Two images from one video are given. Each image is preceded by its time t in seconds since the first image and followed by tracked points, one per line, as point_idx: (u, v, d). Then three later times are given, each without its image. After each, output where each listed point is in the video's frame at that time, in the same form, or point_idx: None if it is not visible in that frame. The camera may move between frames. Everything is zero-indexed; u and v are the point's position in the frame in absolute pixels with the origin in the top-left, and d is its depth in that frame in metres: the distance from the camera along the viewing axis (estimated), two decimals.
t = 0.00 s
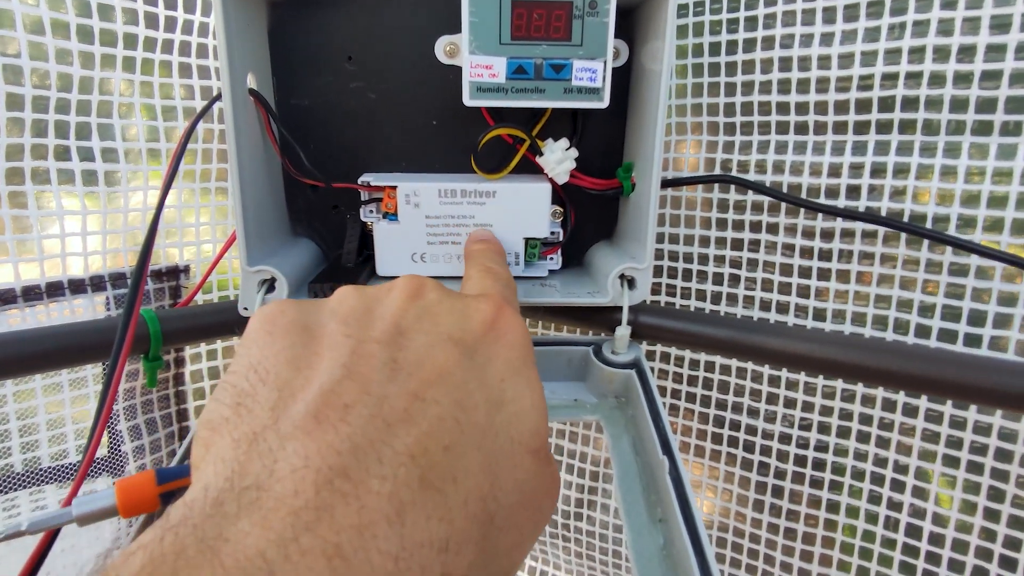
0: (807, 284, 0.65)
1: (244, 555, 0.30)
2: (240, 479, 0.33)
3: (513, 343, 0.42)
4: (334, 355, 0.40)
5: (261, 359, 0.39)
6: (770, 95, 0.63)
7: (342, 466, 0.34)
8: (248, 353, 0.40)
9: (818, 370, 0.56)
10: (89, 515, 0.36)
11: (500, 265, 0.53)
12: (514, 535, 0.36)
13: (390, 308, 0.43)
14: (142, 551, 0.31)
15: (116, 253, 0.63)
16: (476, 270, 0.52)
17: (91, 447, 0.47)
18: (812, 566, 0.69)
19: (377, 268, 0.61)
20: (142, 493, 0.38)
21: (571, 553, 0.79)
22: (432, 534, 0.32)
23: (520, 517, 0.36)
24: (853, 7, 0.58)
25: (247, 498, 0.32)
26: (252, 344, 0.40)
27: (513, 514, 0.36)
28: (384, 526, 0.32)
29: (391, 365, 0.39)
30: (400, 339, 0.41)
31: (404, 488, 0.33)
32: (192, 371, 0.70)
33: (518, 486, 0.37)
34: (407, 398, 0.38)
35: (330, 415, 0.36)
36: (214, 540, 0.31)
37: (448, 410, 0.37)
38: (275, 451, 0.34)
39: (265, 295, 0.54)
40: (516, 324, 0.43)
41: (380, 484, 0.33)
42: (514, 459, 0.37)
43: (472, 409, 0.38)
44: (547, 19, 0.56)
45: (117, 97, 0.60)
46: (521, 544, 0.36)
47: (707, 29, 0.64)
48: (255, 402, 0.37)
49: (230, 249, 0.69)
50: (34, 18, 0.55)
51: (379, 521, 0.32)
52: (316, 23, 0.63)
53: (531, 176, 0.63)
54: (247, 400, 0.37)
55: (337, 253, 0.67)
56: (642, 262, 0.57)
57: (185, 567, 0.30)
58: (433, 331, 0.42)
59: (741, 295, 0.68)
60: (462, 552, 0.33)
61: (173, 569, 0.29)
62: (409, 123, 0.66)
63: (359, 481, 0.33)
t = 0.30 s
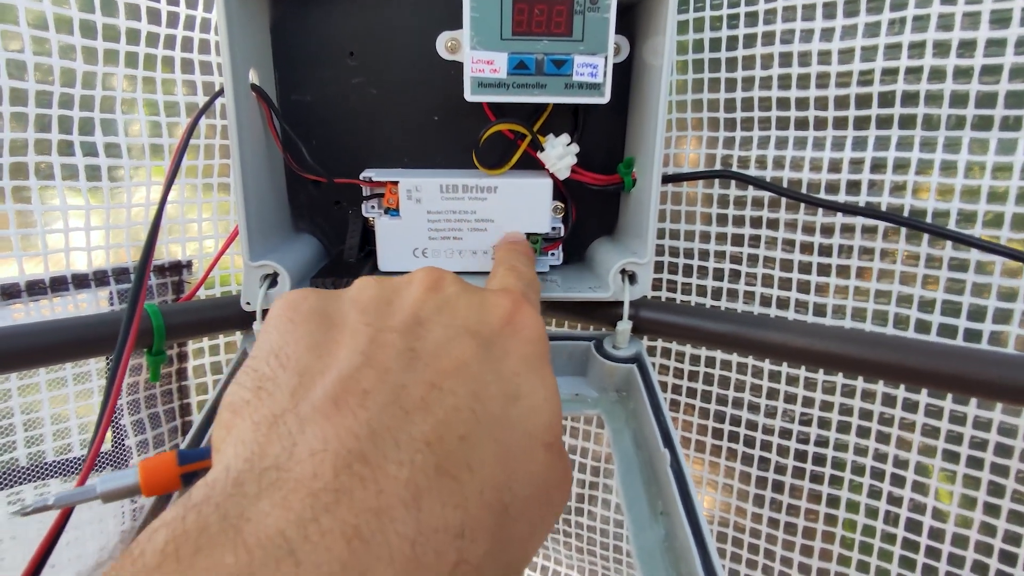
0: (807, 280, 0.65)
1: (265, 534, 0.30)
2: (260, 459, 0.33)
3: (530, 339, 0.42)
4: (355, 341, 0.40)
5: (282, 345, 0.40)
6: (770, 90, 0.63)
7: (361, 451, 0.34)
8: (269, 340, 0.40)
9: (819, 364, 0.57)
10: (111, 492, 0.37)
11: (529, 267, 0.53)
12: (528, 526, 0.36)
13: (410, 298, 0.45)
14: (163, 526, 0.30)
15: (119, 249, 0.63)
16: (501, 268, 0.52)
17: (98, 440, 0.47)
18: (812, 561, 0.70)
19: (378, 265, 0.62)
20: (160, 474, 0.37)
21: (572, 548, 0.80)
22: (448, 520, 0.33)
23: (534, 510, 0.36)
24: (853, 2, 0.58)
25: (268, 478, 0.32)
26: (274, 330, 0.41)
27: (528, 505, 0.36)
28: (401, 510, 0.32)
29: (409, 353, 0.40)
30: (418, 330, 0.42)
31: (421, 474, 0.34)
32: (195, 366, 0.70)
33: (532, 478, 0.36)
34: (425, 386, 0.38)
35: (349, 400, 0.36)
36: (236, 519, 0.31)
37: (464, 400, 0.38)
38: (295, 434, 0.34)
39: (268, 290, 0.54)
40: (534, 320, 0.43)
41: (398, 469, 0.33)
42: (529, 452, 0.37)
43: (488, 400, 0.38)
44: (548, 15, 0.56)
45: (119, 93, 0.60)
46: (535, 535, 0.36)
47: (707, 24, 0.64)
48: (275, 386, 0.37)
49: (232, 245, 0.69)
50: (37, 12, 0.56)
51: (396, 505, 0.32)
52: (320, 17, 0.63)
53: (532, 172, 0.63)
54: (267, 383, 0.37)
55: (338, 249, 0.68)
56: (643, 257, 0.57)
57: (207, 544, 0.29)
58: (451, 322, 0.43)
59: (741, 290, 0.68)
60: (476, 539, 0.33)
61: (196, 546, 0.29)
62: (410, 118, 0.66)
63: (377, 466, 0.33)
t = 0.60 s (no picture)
0: (806, 275, 0.65)
1: (291, 503, 0.32)
2: (286, 432, 0.35)
3: (555, 327, 0.42)
4: (379, 322, 0.41)
5: (309, 324, 0.41)
6: (770, 83, 0.63)
7: (385, 425, 0.35)
8: (297, 318, 0.42)
9: (819, 358, 0.56)
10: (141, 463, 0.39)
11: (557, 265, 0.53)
12: (548, 507, 0.37)
13: (438, 281, 0.44)
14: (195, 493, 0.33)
15: (118, 243, 0.63)
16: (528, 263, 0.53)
17: (99, 436, 0.47)
18: (811, 558, 0.69)
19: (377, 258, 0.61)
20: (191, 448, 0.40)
21: (571, 545, 0.80)
22: (470, 498, 0.35)
23: (554, 492, 0.38)
24: None
25: (293, 452, 0.34)
26: (302, 308, 0.42)
27: (548, 487, 0.37)
28: (424, 485, 0.34)
29: (434, 335, 0.40)
30: (443, 312, 0.42)
31: (444, 451, 0.35)
32: (194, 361, 0.70)
33: (552, 463, 0.38)
34: (450, 366, 0.39)
35: (375, 376, 0.38)
36: (263, 489, 0.32)
37: (488, 382, 0.38)
38: (320, 407, 0.36)
39: (267, 283, 0.54)
40: (560, 307, 0.43)
41: (421, 446, 0.35)
42: (551, 439, 0.38)
43: (510, 383, 0.39)
44: (548, 7, 0.56)
45: (118, 85, 0.60)
46: (555, 518, 0.38)
47: (708, 17, 0.64)
48: (302, 361, 0.39)
49: (232, 239, 0.69)
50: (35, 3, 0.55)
51: (419, 480, 0.34)
52: (321, 9, 0.62)
53: (532, 166, 0.63)
54: (295, 359, 0.39)
55: (337, 244, 0.67)
56: (644, 251, 0.56)
57: (235, 511, 0.32)
58: (477, 305, 0.43)
59: (741, 286, 0.68)
60: (498, 518, 0.35)
61: (224, 513, 0.31)
62: (410, 113, 0.66)
63: (400, 442, 0.35)
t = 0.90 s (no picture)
0: (803, 275, 0.65)
1: (317, 469, 0.35)
2: (312, 404, 0.38)
3: (569, 307, 0.44)
4: (399, 303, 0.44)
5: (330, 305, 0.44)
6: (768, 82, 0.63)
7: (406, 398, 0.38)
8: (319, 299, 0.45)
9: (818, 357, 0.56)
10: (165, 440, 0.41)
11: (568, 252, 0.56)
12: (564, 481, 0.39)
13: (455, 267, 0.47)
14: (224, 459, 0.35)
15: (116, 242, 0.63)
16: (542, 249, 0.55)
17: (98, 436, 0.47)
18: (808, 559, 0.69)
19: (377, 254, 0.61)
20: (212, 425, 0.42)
21: (570, 545, 0.80)
22: (488, 469, 0.37)
23: (570, 470, 0.39)
24: None
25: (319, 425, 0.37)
26: (323, 291, 0.45)
27: (564, 463, 0.39)
28: (445, 454, 0.36)
29: (452, 316, 0.43)
30: (460, 295, 0.45)
31: (464, 424, 0.38)
32: (193, 360, 0.70)
33: (569, 440, 0.39)
34: (468, 345, 0.42)
35: (395, 353, 0.41)
36: (290, 455, 0.35)
37: (504, 359, 0.41)
38: (343, 380, 0.39)
39: (265, 282, 0.54)
40: (573, 290, 0.45)
41: (442, 419, 0.38)
42: (568, 416, 0.40)
43: (527, 362, 0.41)
44: (547, 7, 0.56)
45: (116, 84, 0.60)
46: (572, 494, 0.40)
47: (706, 16, 0.64)
48: (325, 339, 0.42)
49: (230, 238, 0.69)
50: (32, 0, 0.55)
51: (440, 449, 0.36)
52: (321, 8, 0.62)
53: (531, 164, 0.63)
54: (317, 337, 0.42)
55: (337, 243, 0.67)
56: (643, 250, 0.57)
57: (264, 475, 0.34)
58: (493, 289, 0.45)
59: (738, 286, 0.68)
60: (515, 488, 0.37)
61: (253, 477, 0.34)
62: (409, 112, 0.66)
63: (421, 413, 0.38)
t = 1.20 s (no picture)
0: (801, 275, 0.65)
1: (317, 446, 0.35)
2: (311, 381, 0.38)
3: (573, 284, 0.44)
4: (400, 282, 0.44)
5: (330, 284, 0.44)
6: (767, 79, 0.63)
7: (406, 376, 0.38)
8: (319, 279, 0.44)
9: (820, 354, 0.56)
10: (173, 422, 0.41)
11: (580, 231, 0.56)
12: (564, 462, 0.40)
13: (456, 244, 0.46)
14: (222, 439, 0.35)
15: (119, 239, 0.63)
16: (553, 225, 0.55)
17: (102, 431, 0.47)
18: (807, 560, 0.69)
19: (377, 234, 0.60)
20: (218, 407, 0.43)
21: (571, 542, 0.80)
22: (489, 447, 0.37)
23: (571, 448, 0.40)
24: None
25: (318, 400, 0.37)
26: (324, 271, 0.45)
27: (566, 441, 0.40)
28: (445, 432, 0.37)
29: (454, 293, 0.43)
30: (462, 273, 0.44)
31: (463, 401, 0.38)
32: (196, 358, 0.71)
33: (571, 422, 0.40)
34: (468, 324, 0.41)
35: (395, 331, 0.40)
36: (288, 433, 0.35)
37: (506, 337, 0.41)
38: (343, 359, 0.39)
39: (268, 278, 0.54)
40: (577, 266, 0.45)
41: (442, 400, 0.38)
42: (571, 397, 0.41)
43: (530, 340, 0.41)
44: (549, 5, 0.56)
45: (118, 81, 0.60)
46: (572, 475, 0.41)
47: (706, 13, 0.64)
48: (324, 319, 0.42)
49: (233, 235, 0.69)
50: None
51: (440, 428, 0.37)
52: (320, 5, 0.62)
53: (532, 162, 0.63)
54: (317, 317, 0.42)
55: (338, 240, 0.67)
56: (644, 247, 0.56)
57: (262, 452, 0.35)
58: (495, 266, 0.45)
59: (737, 286, 0.69)
60: (515, 466, 0.38)
61: (251, 453, 0.34)
62: (411, 109, 0.66)
63: (420, 391, 0.38)
